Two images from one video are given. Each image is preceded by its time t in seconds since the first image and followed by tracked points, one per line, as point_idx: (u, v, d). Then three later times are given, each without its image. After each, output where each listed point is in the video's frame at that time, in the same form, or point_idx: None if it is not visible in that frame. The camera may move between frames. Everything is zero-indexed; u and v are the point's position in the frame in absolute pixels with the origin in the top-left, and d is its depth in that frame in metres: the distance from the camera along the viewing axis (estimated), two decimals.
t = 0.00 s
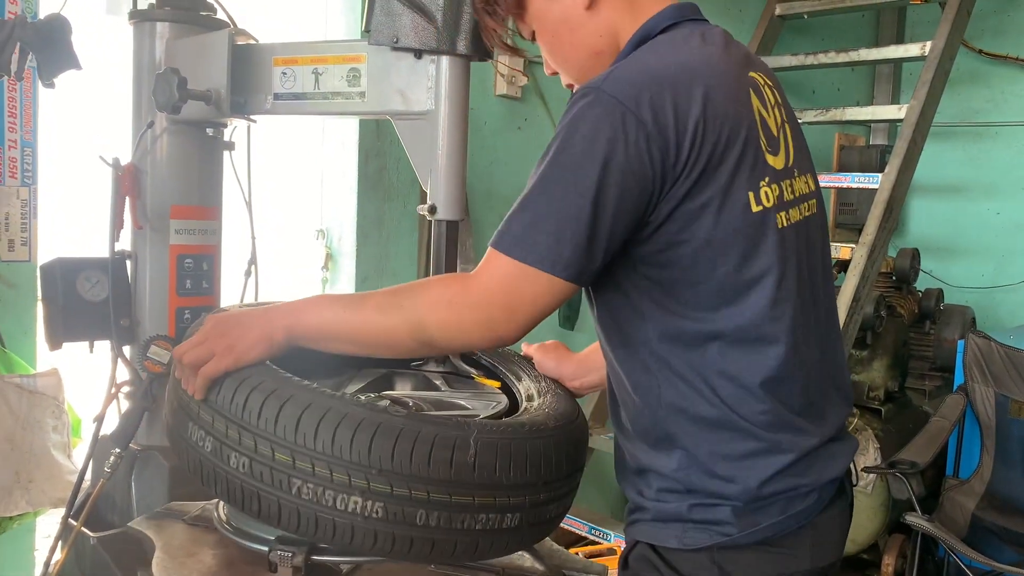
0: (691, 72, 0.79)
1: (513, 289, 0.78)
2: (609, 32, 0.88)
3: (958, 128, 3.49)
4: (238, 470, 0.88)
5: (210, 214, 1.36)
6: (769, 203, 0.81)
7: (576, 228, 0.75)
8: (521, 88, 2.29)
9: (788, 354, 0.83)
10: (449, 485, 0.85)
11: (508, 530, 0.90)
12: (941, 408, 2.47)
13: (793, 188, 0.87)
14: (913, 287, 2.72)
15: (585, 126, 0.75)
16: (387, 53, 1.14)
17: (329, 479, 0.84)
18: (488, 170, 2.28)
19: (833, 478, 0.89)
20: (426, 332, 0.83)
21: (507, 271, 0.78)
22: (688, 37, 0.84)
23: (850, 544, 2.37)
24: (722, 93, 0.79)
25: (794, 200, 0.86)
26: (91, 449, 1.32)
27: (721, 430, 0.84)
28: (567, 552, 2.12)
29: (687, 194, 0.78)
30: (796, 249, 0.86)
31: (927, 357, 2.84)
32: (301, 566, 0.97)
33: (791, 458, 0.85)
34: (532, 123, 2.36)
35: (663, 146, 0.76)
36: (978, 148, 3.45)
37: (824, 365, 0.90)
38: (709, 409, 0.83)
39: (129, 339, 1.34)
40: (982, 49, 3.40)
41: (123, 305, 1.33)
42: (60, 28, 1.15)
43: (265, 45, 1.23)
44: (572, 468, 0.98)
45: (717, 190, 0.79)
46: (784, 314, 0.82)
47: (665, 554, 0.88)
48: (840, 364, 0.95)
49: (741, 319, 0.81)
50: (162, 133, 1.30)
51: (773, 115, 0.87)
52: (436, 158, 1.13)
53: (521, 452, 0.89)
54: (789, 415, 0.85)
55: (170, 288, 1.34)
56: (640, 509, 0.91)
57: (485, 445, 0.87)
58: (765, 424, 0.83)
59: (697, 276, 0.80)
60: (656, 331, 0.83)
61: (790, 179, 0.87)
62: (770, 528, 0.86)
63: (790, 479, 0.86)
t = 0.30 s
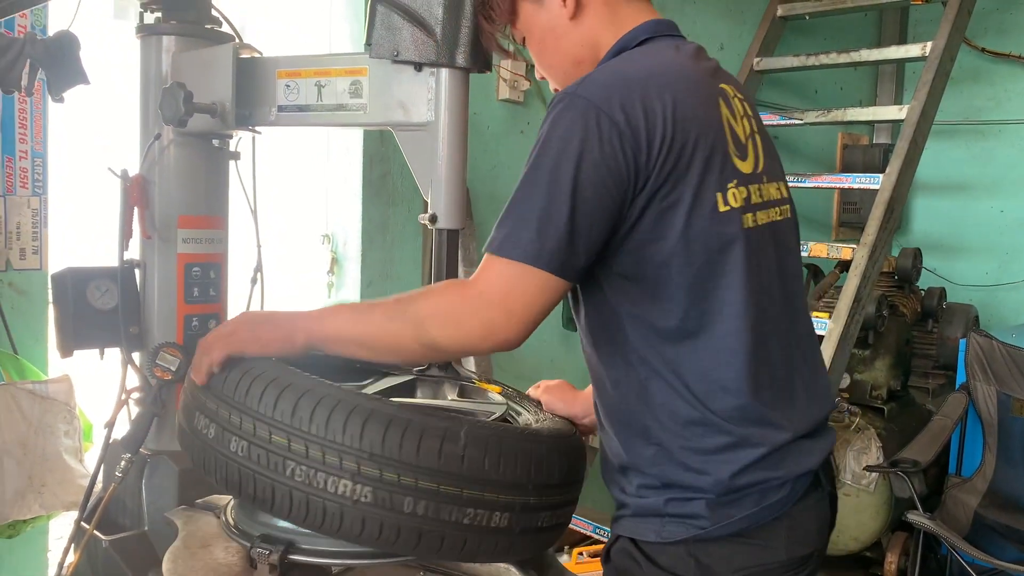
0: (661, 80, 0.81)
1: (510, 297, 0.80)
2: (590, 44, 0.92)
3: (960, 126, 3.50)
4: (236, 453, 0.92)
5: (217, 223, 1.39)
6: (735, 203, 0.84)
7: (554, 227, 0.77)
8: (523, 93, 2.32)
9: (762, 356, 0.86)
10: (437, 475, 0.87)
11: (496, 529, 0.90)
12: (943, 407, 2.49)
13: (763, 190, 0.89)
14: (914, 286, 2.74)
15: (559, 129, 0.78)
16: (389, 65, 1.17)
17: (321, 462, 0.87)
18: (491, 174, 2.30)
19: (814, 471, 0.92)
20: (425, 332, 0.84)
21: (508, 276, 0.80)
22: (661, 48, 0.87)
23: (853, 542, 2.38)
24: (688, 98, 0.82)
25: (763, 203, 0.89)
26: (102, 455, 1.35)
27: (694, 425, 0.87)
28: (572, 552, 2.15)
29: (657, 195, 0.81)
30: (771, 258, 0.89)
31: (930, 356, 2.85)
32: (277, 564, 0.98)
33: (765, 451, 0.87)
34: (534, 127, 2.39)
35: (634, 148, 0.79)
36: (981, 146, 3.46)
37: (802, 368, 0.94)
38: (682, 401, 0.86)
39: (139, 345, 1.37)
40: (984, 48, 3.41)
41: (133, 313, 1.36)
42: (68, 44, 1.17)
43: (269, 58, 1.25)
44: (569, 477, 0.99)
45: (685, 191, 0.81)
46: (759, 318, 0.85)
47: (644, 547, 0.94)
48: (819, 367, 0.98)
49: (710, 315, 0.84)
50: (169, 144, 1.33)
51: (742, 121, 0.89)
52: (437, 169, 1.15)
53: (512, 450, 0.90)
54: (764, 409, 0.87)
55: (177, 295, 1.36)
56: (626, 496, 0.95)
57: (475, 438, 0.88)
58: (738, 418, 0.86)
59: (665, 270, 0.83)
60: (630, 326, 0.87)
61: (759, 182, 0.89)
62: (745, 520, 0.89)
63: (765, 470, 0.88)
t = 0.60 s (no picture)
0: (602, 108, 0.89)
1: (503, 334, 0.94)
2: (574, 71, 1.02)
3: (964, 127, 3.51)
4: (217, 455, 0.99)
5: (226, 233, 1.42)
6: (675, 210, 0.88)
7: (520, 264, 0.90)
8: (528, 100, 2.35)
9: (719, 366, 0.89)
10: (393, 479, 0.90)
11: (459, 535, 0.92)
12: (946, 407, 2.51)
13: (719, 195, 0.92)
14: (918, 287, 2.76)
15: (514, 170, 0.90)
16: (391, 82, 1.20)
17: (285, 464, 0.92)
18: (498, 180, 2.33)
19: (787, 478, 0.94)
20: (443, 363, 0.99)
21: (502, 316, 0.93)
22: (619, 71, 0.95)
23: (857, 542, 2.40)
24: (626, 120, 0.89)
25: (718, 208, 0.91)
26: (117, 460, 1.39)
27: (641, 423, 0.92)
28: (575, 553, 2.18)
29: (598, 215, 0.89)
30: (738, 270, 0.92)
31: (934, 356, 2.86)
32: (260, 560, 1.03)
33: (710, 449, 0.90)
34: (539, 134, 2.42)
35: (568, 175, 0.88)
36: (985, 147, 3.47)
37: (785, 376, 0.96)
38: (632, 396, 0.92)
39: (151, 353, 1.41)
40: (987, 48, 3.42)
41: (145, 323, 1.40)
42: (82, 64, 1.22)
43: (276, 74, 1.29)
44: (555, 482, 1.01)
45: (620, 204, 0.88)
46: (711, 328, 0.88)
47: (609, 547, 0.99)
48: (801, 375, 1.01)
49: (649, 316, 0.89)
50: (180, 157, 1.36)
51: (701, 132, 0.94)
52: (438, 182, 1.18)
53: (473, 457, 0.93)
54: (711, 408, 0.90)
55: (189, 305, 1.40)
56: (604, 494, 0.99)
57: (433, 445, 0.92)
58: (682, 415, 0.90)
59: (614, 272, 0.90)
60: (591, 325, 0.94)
61: (712, 190, 0.92)
62: (701, 521, 0.92)
63: (714, 468, 0.91)
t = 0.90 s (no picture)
0: (595, 132, 0.93)
1: (495, 335, 0.98)
2: (586, 90, 1.06)
3: (971, 132, 3.52)
4: (212, 452, 1.08)
5: (237, 249, 1.47)
6: (665, 232, 0.91)
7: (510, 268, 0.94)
8: (533, 112, 2.39)
9: (721, 384, 0.92)
10: (350, 495, 0.94)
11: (416, 552, 0.95)
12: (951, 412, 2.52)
13: (717, 217, 0.94)
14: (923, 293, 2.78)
15: (507, 180, 0.93)
16: (393, 104, 1.24)
17: (269, 474, 0.98)
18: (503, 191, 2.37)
19: (790, 499, 0.96)
20: (441, 364, 1.06)
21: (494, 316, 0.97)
22: (626, 94, 0.98)
23: (863, 547, 2.42)
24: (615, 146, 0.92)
25: (713, 228, 0.93)
26: (133, 468, 1.44)
27: (639, 441, 0.95)
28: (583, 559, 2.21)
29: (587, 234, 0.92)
30: (736, 293, 0.94)
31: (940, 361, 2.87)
32: (252, 559, 1.09)
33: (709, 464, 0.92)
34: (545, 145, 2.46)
35: (558, 194, 0.91)
36: (992, 152, 3.48)
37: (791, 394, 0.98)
38: (631, 411, 0.95)
39: (165, 365, 1.45)
40: (993, 54, 3.43)
41: (160, 336, 1.44)
42: (96, 88, 1.27)
43: (282, 96, 1.34)
44: (538, 502, 1.02)
45: (607, 227, 0.92)
46: (705, 346, 0.91)
47: (616, 562, 1.01)
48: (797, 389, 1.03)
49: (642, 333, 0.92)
50: (192, 177, 1.41)
51: (701, 156, 0.96)
52: (440, 200, 1.23)
53: (434, 477, 0.95)
54: (711, 424, 0.92)
55: (202, 319, 1.45)
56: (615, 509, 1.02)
57: (394, 464, 0.94)
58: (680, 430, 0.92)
59: (605, 292, 0.94)
60: (592, 343, 0.98)
61: (707, 211, 0.94)
62: (702, 539, 0.95)
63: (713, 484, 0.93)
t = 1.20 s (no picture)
0: (628, 153, 0.91)
1: (497, 355, 0.96)
2: (576, 104, 1.04)
3: (978, 139, 3.53)
4: (212, 459, 1.15)
5: (245, 264, 1.51)
6: (695, 257, 0.92)
7: (519, 286, 0.92)
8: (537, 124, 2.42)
9: (725, 401, 0.94)
10: (318, 492, 0.99)
11: (385, 550, 0.98)
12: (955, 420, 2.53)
13: (732, 240, 0.97)
14: (928, 300, 2.80)
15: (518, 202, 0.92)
16: (394, 123, 1.28)
17: (250, 474, 1.05)
18: (509, 202, 2.40)
19: (784, 509, 1.00)
20: (444, 389, 1.03)
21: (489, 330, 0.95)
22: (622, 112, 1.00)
23: (867, 554, 2.43)
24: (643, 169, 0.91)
25: (731, 251, 0.96)
26: (144, 478, 1.48)
27: (658, 458, 0.95)
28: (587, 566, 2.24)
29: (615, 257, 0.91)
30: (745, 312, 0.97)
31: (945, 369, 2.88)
32: (246, 556, 1.17)
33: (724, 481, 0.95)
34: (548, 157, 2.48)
35: (586, 218, 0.89)
36: (1000, 159, 3.48)
37: (775, 407, 1.02)
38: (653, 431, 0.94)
39: (175, 377, 1.49)
40: (1000, 61, 3.43)
41: (170, 347, 1.48)
42: (107, 110, 1.31)
43: (288, 116, 1.39)
44: (519, 506, 1.04)
45: (642, 252, 0.90)
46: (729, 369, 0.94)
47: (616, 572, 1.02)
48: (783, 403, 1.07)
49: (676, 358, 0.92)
50: (200, 194, 1.45)
51: (714, 176, 0.97)
52: (439, 216, 1.26)
53: (402, 476, 0.99)
54: (726, 444, 0.95)
55: (210, 332, 1.49)
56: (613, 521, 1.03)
57: (362, 463, 0.99)
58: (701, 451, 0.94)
59: (634, 315, 0.93)
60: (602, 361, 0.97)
61: (725, 233, 0.96)
62: (706, 551, 0.97)
63: (722, 500, 0.96)
